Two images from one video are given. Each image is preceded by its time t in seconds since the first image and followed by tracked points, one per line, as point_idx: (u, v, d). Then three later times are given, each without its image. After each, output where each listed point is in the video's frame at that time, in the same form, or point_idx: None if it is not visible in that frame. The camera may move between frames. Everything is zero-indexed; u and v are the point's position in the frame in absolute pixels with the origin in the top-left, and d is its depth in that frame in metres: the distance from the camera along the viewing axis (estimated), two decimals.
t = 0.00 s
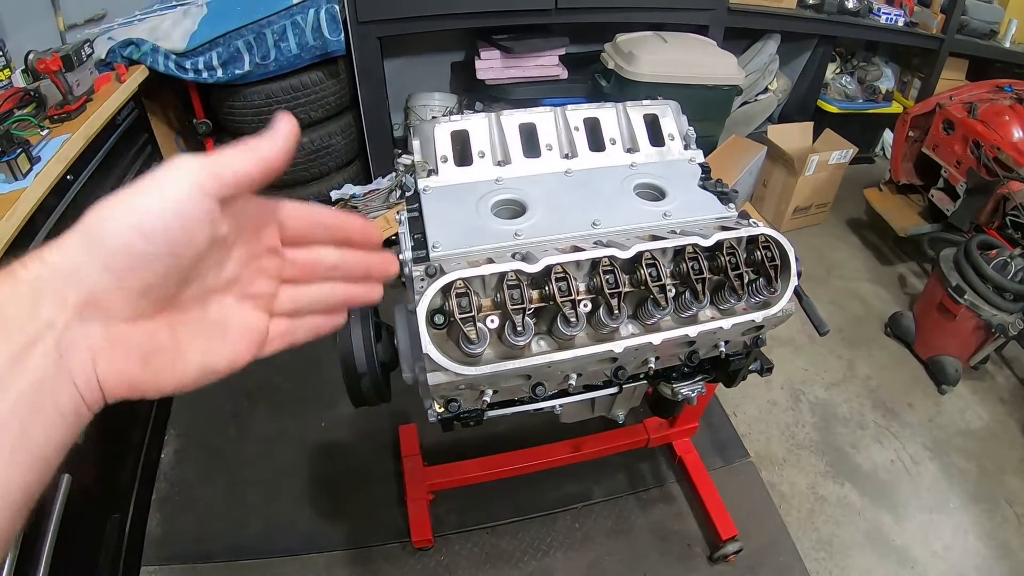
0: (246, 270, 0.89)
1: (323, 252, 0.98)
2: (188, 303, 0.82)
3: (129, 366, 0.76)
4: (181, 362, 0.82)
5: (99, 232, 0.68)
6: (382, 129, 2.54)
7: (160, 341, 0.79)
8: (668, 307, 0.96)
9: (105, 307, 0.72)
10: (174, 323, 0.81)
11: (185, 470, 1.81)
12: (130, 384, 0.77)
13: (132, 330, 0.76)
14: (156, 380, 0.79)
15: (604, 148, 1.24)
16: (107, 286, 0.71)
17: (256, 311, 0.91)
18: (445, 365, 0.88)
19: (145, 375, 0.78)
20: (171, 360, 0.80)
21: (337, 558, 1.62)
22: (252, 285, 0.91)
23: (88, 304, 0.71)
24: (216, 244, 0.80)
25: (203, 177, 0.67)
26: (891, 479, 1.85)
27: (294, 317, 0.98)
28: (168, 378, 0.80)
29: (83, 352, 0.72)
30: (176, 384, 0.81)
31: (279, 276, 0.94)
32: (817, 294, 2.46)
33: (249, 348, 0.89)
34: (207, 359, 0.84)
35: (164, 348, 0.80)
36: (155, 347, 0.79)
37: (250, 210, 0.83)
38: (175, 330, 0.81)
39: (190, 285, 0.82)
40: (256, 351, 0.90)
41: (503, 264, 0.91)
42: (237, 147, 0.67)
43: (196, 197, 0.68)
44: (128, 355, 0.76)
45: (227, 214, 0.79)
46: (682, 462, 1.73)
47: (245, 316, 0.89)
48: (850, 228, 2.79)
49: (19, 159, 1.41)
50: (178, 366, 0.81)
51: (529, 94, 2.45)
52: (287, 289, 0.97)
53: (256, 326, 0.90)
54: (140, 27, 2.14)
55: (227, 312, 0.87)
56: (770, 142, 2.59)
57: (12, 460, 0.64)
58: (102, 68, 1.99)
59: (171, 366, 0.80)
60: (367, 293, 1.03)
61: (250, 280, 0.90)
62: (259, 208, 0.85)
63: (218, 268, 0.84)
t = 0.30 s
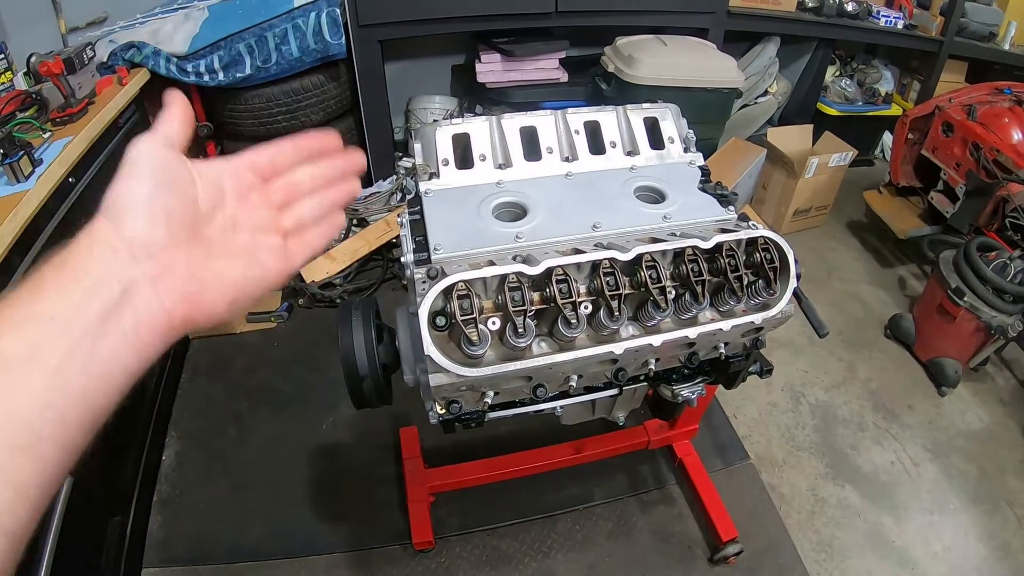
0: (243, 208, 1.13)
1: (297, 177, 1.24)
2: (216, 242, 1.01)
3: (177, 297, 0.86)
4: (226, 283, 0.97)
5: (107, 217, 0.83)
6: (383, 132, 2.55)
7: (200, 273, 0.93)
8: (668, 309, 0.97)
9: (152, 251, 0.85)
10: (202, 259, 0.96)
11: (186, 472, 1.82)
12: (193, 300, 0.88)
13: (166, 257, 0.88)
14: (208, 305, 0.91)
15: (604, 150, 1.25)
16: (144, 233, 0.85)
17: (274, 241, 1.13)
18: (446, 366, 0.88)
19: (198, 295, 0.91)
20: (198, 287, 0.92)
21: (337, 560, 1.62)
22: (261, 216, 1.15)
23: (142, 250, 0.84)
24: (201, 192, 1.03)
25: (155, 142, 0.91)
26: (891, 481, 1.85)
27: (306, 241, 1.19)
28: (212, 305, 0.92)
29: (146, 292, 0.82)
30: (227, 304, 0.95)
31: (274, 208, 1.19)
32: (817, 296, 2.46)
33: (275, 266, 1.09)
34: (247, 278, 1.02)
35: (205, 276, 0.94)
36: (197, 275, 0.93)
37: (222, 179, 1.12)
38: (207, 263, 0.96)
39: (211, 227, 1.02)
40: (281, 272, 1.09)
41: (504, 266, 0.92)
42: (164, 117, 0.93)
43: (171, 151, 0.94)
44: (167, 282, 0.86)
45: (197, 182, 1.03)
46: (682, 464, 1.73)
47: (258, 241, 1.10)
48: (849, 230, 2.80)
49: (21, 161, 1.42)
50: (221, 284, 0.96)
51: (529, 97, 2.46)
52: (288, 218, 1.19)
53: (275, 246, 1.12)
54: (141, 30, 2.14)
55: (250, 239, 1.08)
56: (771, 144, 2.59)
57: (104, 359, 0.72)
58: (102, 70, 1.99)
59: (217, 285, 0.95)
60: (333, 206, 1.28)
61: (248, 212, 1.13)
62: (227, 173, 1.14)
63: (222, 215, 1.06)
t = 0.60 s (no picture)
0: (204, 188, 1.03)
1: (255, 142, 1.13)
2: (172, 233, 0.94)
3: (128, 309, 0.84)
4: (184, 279, 0.92)
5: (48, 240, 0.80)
6: (380, 135, 2.55)
7: (157, 274, 0.89)
8: (663, 311, 0.97)
9: (96, 265, 0.83)
10: (158, 254, 0.91)
11: (184, 475, 1.82)
12: (151, 305, 0.87)
13: (113, 260, 0.85)
14: (168, 305, 0.89)
15: (600, 153, 1.25)
16: (89, 247, 0.82)
17: (241, 216, 1.04)
18: (441, 369, 0.89)
19: (155, 298, 0.88)
20: (146, 291, 0.87)
21: (335, 563, 1.62)
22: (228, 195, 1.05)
23: (85, 263, 0.82)
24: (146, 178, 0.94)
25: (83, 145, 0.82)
26: (889, 482, 1.85)
27: (277, 210, 1.08)
28: (173, 301, 0.89)
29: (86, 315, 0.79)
30: (187, 299, 0.91)
31: (235, 182, 1.08)
32: (814, 297, 2.46)
33: (244, 249, 1.01)
34: (211, 264, 0.96)
35: (162, 276, 0.90)
36: (153, 277, 0.89)
37: (170, 164, 1.00)
38: (165, 259, 0.91)
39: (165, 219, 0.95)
40: (253, 252, 1.02)
41: (499, 269, 0.92)
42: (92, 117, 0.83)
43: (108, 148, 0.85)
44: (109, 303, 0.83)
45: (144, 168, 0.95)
46: (680, 466, 1.73)
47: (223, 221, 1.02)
48: (847, 232, 2.80)
49: (18, 165, 1.42)
50: (178, 279, 0.91)
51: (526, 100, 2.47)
52: (253, 187, 1.09)
53: (242, 220, 1.04)
54: (139, 33, 2.14)
55: (213, 223, 1.01)
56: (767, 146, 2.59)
57: (54, 389, 0.73)
58: (101, 73, 2.00)
59: (172, 284, 0.90)
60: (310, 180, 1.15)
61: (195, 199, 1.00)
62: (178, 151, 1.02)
63: (178, 201, 0.98)
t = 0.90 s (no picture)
0: (211, 160, 0.95)
1: (263, 116, 1.08)
2: (176, 193, 0.86)
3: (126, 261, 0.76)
4: (187, 235, 0.83)
5: (75, 180, 0.76)
6: (376, 135, 2.54)
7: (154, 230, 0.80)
8: (662, 308, 0.96)
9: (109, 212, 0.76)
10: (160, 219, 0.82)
11: (181, 478, 1.80)
12: (155, 253, 0.79)
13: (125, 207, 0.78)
14: (171, 263, 0.80)
15: (597, 150, 1.24)
16: (109, 195, 0.77)
17: (245, 188, 0.95)
18: (439, 368, 0.88)
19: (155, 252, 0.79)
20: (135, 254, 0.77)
21: (333, 565, 1.61)
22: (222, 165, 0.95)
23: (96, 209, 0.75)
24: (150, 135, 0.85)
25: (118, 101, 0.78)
26: (888, 479, 1.85)
27: (281, 181, 1.00)
28: (171, 260, 0.80)
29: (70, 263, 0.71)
30: (190, 257, 0.83)
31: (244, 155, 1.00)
32: (811, 295, 2.46)
33: (245, 217, 0.90)
34: (212, 227, 0.86)
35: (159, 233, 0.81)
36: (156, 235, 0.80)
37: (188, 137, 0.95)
38: (164, 215, 0.83)
39: (165, 178, 0.85)
40: (253, 222, 0.91)
41: (497, 266, 0.91)
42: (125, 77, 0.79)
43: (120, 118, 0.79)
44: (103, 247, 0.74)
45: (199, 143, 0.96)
46: (679, 464, 1.72)
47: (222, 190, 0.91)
48: (844, 229, 2.80)
49: (13, 166, 1.41)
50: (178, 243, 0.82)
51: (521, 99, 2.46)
52: (260, 160, 1.01)
53: (243, 193, 0.93)
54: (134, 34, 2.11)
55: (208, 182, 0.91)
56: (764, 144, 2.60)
57: (53, 325, 0.67)
58: (96, 74, 1.96)
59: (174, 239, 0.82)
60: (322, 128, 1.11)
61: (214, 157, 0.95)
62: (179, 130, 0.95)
63: (194, 166, 0.92)
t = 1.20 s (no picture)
0: (249, 314, 1.05)
1: (304, 290, 1.12)
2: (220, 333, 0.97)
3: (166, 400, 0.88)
4: (230, 370, 0.95)
5: (132, 302, 0.88)
6: (376, 135, 2.53)
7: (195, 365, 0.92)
8: (664, 307, 0.96)
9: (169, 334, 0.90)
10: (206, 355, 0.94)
11: (181, 479, 1.80)
12: (203, 379, 0.92)
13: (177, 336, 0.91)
14: (212, 392, 0.93)
15: (598, 149, 1.24)
16: (163, 318, 0.90)
17: (278, 343, 1.04)
18: (439, 368, 0.87)
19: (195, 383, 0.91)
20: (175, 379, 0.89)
21: (334, 566, 1.61)
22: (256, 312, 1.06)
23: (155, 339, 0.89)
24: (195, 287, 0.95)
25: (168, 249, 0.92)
26: (889, 478, 1.85)
27: (312, 349, 1.07)
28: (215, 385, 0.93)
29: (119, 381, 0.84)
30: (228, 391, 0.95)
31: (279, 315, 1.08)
32: (812, 293, 2.46)
33: (278, 364, 1.02)
34: (250, 366, 0.98)
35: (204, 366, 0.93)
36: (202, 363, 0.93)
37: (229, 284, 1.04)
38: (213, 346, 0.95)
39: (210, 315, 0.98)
40: (283, 372, 1.02)
41: (498, 266, 0.91)
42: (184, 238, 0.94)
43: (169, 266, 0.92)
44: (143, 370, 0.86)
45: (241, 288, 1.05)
46: (681, 464, 1.72)
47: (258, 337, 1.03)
48: (844, 227, 2.79)
49: (11, 166, 1.41)
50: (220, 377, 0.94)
51: (521, 97, 2.45)
52: (294, 326, 1.09)
53: (275, 347, 1.03)
54: (132, 33, 2.11)
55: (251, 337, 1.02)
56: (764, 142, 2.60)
57: (112, 429, 0.80)
58: (94, 74, 1.98)
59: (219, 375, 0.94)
60: (342, 341, 1.10)
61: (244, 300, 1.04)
62: (235, 283, 1.05)
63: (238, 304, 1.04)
